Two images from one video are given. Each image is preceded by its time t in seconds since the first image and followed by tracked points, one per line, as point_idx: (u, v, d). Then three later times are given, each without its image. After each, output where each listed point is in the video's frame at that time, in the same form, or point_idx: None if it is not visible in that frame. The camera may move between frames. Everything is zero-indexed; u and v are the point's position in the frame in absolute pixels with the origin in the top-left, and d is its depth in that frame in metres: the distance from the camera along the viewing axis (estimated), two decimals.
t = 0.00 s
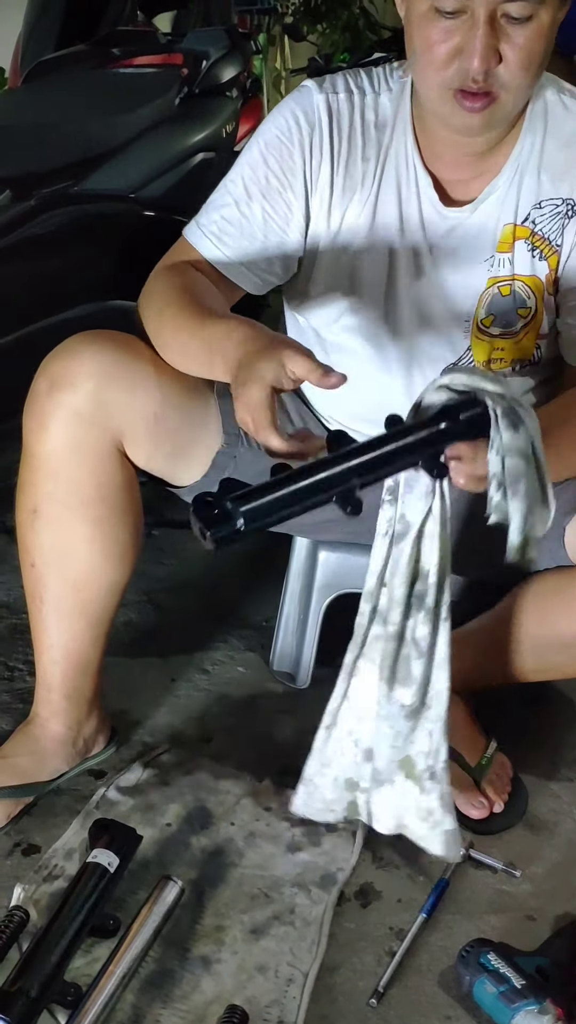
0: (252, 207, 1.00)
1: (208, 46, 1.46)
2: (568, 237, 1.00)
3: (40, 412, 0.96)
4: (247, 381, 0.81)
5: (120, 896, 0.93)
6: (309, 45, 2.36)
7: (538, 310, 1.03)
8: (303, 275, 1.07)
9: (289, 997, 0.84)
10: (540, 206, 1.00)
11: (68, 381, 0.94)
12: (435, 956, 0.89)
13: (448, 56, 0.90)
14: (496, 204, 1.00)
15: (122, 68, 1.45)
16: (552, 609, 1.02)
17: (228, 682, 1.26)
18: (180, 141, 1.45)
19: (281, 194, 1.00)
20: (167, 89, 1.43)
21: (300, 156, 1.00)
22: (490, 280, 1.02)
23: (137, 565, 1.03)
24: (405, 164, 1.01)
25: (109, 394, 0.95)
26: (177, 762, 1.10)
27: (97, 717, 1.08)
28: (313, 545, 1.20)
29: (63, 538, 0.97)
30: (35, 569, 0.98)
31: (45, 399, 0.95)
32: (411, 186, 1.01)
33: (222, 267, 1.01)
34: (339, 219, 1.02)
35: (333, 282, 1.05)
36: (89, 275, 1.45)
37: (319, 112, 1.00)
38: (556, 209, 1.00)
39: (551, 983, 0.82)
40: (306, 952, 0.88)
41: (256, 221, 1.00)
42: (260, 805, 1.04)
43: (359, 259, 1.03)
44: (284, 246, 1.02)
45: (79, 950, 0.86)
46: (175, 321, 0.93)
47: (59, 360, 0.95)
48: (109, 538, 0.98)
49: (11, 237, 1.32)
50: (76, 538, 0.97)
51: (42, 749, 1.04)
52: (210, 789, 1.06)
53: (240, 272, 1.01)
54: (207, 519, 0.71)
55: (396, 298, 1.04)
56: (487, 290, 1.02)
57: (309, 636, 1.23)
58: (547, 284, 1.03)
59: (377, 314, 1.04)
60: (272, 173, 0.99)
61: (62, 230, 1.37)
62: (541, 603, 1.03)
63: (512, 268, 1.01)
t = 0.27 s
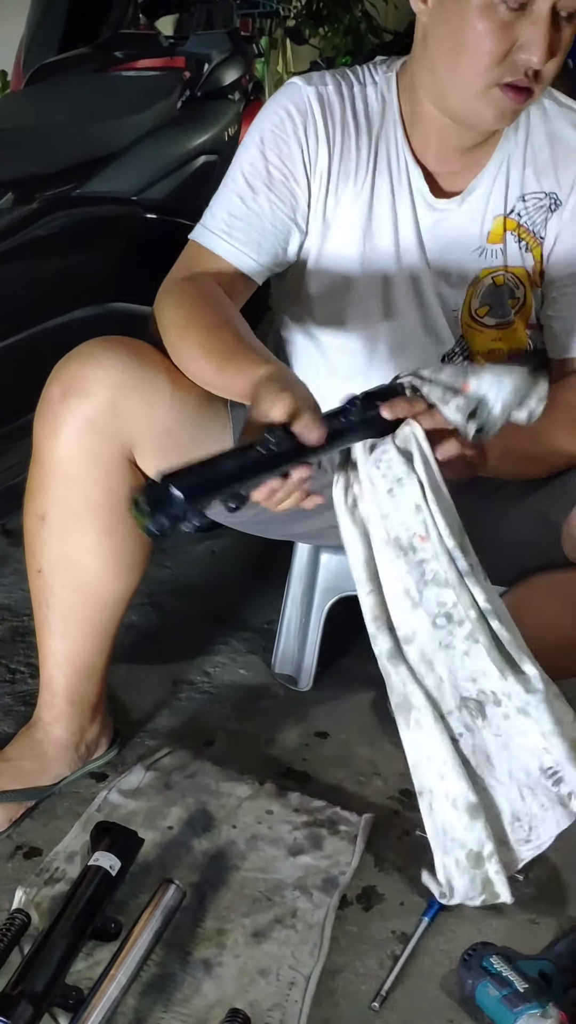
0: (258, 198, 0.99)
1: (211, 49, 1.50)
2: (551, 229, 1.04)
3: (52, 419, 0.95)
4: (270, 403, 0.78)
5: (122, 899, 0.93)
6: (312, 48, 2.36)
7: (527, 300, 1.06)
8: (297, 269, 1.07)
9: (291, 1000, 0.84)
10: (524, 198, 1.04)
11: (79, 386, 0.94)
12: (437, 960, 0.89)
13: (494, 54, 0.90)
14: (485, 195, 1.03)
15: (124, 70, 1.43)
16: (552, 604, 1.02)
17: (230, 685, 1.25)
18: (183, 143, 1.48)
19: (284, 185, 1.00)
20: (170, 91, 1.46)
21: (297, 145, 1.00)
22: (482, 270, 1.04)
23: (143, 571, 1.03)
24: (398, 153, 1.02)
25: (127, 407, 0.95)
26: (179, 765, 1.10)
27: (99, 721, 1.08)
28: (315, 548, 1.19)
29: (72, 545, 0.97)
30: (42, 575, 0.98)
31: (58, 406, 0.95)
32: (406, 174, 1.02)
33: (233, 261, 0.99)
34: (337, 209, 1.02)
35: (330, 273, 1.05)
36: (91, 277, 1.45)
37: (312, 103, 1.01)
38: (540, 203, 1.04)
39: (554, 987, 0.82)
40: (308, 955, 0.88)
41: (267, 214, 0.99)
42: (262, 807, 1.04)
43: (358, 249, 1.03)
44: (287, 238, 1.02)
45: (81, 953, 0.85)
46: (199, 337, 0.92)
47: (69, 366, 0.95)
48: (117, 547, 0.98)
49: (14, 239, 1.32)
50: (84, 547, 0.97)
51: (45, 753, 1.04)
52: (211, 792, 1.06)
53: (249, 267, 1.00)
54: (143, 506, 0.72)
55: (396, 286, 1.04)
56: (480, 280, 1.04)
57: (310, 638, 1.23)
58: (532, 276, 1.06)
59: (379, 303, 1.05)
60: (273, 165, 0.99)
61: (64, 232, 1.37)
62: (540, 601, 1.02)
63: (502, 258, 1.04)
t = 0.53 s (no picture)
0: (261, 198, 0.99)
1: (213, 53, 1.48)
2: (551, 220, 1.07)
3: (57, 420, 0.94)
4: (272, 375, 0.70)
5: (124, 901, 0.93)
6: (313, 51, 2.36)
7: (527, 289, 1.09)
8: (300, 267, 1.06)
9: (293, 1003, 0.83)
10: (524, 190, 1.06)
11: (85, 389, 0.92)
12: (439, 963, 0.89)
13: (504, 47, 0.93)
14: (487, 188, 1.04)
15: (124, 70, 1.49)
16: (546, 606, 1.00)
17: (232, 687, 1.25)
18: (183, 147, 1.45)
19: (287, 186, 1.00)
20: (171, 94, 1.45)
21: (298, 146, 1.00)
22: (486, 261, 1.05)
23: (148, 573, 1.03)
24: (397, 152, 1.02)
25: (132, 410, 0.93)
26: (181, 768, 1.09)
27: (101, 723, 1.08)
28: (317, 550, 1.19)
29: (76, 547, 0.97)
30: (46, 577, 0.98)
31: (63, 409, 0.94)
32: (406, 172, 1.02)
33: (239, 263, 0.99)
34: (338, 207, 1.02)
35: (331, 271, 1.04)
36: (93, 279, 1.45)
37: (311, 104, 1.01)
38: (539, 195, 1.06)
39: (557, 989, 0.82)
40: (310, 958, 0.88)
41: (270, 214, 0.99)
42: (264, 810, 1.04)
43: (359, 246, 1.03)
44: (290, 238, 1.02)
45: (82, 956, 0.85)
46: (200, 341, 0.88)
47: (78, 366, 0.93)
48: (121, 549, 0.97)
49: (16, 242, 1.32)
50: (88, 548, 0.97)
51: (47, 755, 1.03)
52: (213, 794, 1.06)
53: (256, 267, 0.99)
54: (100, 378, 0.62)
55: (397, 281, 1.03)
56: (484, 270, 1.06)
57: (312, 642, 1.23)
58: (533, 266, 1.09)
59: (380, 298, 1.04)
60: (276, 167, 0.99)
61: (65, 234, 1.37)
62: (532, 603, 1.01)
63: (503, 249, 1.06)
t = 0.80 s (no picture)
0: (265, 205, 0.97)
1: (213, 55, 1.48)
2: (544, 224, 1.07)
3: (59, 424, 0.94)
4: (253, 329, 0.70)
5: (124, 904, 0.93)
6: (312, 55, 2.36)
7: (521, 291, 1.09)
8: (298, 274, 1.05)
9: (293, 1006, 0.84)
10: (517, 195, 1.06)
11: (90, 393, 0.91)
12: (439, 965, 0.89)
13: (464, 49, 0.93)
14: (480, 193, 1.05)
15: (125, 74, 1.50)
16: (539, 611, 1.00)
17: (232, 690, 1.25)
18: (185, 149, 1.46)
19: (289, 190, 0.98)
20: (172, 97, 1.47)
21: (300, 151, 0.98)
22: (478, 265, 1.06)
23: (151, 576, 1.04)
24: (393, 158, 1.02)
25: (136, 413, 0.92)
26: (181, 770, 1.10)
27: (102, 727, 1.08)
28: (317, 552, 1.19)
29: (81, 551, 0.97)
30: (48, 581, 0.98)
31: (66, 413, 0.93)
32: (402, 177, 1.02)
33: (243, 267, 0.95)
34: (338, 214, 1.01)
35: (330, 278, 1.04)
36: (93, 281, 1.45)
37: (311, 110, 0.99)
38: (532, 199, 1.06)
39: (556, 991, 0.82)
40: (310, 960, 0.88)
41: (274, 220, 0.97)
42: (264, 812, 1.04)
43: (358, 254, 1.02)
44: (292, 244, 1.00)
45: (83, 958, 0.85)
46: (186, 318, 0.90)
47: (80, 370, 0.93)
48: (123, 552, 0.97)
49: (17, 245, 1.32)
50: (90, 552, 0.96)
51: (47, 758, 1.04)
52: (213, 797, 1.06)
53: (263, 271, 0.96)
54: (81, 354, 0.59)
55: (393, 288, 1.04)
56: (476, 275, 1.06)
57: (311, 645, 1.22)
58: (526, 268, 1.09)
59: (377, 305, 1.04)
60: (278, 171, 0.97)
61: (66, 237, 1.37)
62: (526, 607, 1.01)
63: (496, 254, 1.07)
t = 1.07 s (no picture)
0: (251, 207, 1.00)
1: (210, 59, 1.47)
2: (537, 233, 1.04)
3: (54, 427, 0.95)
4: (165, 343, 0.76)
5: (122, 906, 0.93)
6: (311, 57, 2.36)
7: (516, 299, 1.07)
8: (292, 279, 1.07)
9: (290, 1008, 0.84)
10: (509, 203, 1.04)
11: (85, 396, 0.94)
12: (437, 967, 0.89)
13: (411, 53, 0.94)
14: (470, 202, 1.04)
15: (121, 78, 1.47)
16: (537, 617, 1.01)
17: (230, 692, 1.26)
18: (181, 154, 1.44)
19: (276, 193, 1.01)
20: (171, 100, 1.45)
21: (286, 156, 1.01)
22: (470, 274, 1.05)
23: (146, 580, 1.04)
24: (380, 161, 1.04)
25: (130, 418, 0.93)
26: (179, 773, 1.10)
27: (100, 730, 1.08)
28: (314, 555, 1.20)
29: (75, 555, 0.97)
30: (44, 583, 0.98)
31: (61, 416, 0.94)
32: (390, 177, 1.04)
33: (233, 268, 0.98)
34: (327, 215, 1.04)
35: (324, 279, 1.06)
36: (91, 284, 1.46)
37: (297, 116, 1.03)
38: (525, 206, 1.04)
39: (553, 993, 0.82)
40: (308, 962, 0.88)
41: (262, 219, 1.00)
42: (261, 814, 1.04)
43: (349, 255, 1.04)
44: (283, 244, 1.02)
45: (80, 959, 0.85)
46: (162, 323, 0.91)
47: (77, 374, 0.95)
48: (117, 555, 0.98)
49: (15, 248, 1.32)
50: (86, 555, 0.97)
51: (45, 761, 1.04)
52: (211, 799, 1.06)
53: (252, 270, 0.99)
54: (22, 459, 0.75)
55: (388, 288, 1.04)
56: (467, 284, 1.05)
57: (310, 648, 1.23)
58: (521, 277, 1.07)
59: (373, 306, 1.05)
60: (265, 177, 1.01)
61: (64, 240, 1.38)
62: (524, 612, 1.02)
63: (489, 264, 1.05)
